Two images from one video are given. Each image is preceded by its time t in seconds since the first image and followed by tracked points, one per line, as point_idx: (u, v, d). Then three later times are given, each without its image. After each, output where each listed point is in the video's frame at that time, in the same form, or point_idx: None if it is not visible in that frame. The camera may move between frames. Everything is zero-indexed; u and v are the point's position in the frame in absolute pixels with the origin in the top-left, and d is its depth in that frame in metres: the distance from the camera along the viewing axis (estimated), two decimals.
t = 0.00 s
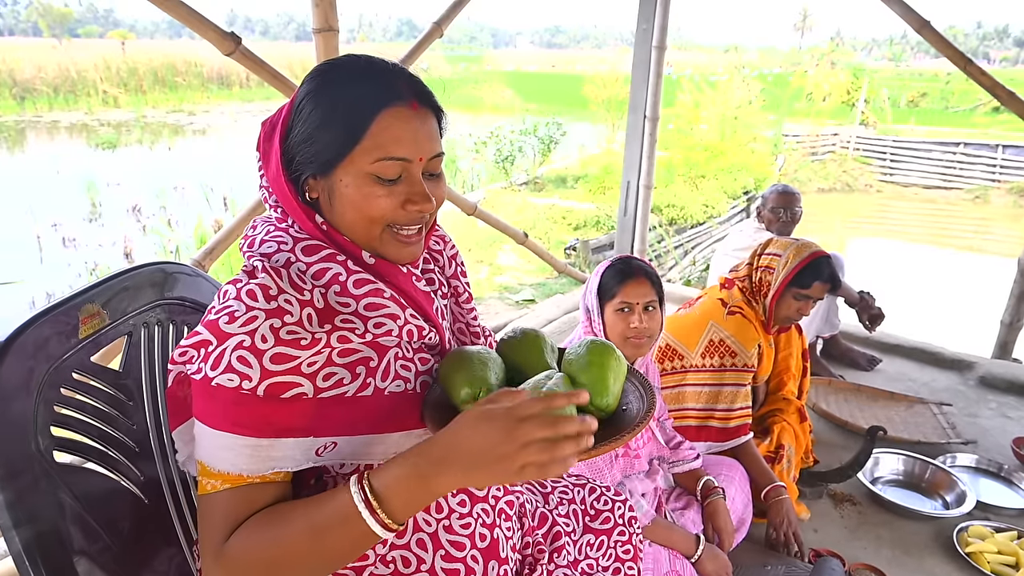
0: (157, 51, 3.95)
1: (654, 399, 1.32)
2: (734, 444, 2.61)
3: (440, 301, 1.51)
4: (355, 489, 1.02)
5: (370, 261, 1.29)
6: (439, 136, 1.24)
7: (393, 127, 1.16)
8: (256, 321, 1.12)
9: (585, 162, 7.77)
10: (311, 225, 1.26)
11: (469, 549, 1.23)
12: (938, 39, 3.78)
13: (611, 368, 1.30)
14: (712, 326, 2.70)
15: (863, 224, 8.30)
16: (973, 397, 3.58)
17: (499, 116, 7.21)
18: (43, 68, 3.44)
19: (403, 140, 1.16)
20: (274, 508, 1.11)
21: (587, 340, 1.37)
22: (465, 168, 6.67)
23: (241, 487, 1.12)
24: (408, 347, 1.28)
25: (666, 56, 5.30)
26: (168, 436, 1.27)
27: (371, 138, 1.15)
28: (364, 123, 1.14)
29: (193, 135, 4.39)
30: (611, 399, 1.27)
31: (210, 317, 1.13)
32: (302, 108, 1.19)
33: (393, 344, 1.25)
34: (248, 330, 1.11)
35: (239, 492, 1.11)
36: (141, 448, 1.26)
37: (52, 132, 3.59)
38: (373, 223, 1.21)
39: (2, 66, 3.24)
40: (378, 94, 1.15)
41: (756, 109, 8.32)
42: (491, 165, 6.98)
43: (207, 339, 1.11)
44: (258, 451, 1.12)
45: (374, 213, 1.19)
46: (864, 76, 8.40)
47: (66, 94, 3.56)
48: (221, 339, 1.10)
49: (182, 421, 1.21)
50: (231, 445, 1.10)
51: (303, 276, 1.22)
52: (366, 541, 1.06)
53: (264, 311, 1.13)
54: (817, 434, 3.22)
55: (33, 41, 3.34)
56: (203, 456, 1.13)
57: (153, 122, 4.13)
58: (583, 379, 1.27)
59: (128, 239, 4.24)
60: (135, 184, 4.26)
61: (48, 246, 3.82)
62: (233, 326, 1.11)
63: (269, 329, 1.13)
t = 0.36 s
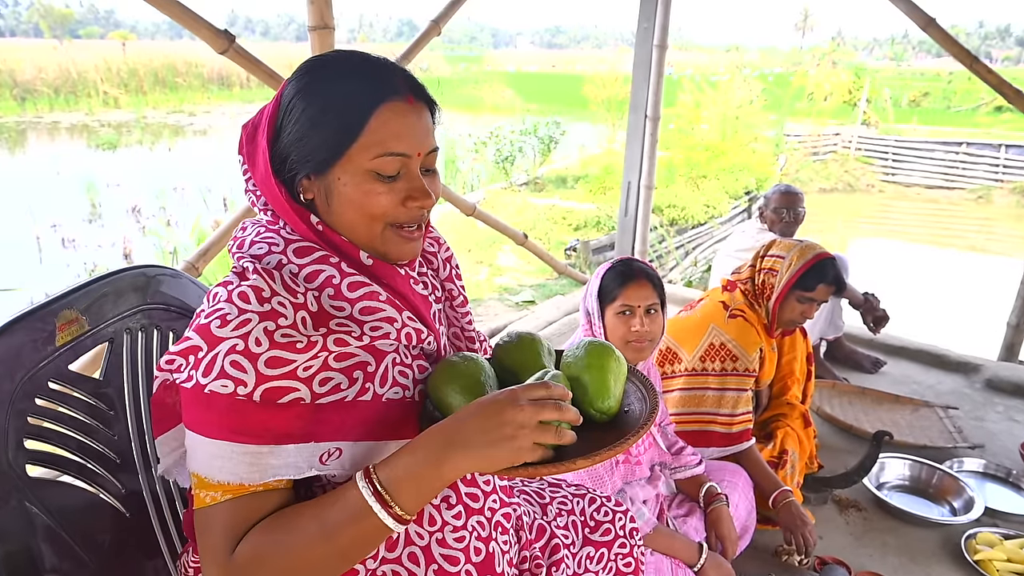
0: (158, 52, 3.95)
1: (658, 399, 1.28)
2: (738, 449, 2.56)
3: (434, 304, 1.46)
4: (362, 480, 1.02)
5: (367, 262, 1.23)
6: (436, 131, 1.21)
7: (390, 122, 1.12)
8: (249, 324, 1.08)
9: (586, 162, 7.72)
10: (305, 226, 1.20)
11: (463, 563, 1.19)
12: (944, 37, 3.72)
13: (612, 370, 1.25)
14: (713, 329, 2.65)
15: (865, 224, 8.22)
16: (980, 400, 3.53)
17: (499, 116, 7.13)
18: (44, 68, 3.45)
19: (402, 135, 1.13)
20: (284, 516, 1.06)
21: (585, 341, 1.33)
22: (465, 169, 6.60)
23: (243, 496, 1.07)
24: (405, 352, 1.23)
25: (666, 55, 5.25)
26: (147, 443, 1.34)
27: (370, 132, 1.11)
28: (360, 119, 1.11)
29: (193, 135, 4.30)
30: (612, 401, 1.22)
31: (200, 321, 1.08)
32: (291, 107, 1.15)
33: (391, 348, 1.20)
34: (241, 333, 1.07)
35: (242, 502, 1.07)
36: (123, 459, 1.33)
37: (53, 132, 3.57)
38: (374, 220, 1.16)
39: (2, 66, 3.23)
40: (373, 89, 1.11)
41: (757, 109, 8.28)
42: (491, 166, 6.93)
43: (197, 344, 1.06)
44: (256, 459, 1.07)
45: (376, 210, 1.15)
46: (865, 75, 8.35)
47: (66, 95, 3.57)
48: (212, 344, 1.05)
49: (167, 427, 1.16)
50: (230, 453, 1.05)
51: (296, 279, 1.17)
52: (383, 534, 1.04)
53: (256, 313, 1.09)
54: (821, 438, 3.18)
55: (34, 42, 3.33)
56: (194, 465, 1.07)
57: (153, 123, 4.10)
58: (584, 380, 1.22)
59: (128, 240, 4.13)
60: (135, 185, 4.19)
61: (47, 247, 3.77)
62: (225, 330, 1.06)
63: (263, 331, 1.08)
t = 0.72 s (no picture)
0: (160, 51, 3.90)
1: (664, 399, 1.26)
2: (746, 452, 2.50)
3: (436, 308, 1.43)
4: (361, 500, 0.99)
5: (364, 264, 1.19)
6: (430, 122, 1.18)
7: (378, 110, 1.10)
8: (244, 329, 1.04)
9: (589, 160, 7.66)
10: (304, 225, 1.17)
11: None
12: (952, 33, 3.67)
13: (618, 365, 1.22)
14: (718, 332, 2.60)
15: (867, 222, 8.09)
16: (989, 402, 3.48)
17: (500, 115, 7.05)
18: (46, 68, 3.41)
19: (391, 124, 1.10)
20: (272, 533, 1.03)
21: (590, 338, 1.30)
22: (467, 168, 6.56)
23: (236, 509, 1.03)
24: (406, 358, 1.22)
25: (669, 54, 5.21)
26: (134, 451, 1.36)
27: (357, 122, 1.09)
28: (346, 108, 1.08)
29: (196, 135, 4.28)
30: (619, 401, 1.18)
31: (193, 325, 1.04)
32: (284, 102, 1.14)
33: (391, 355, 1.19)
34: (236, 340, 1.03)
35: (234, 516, 1.03)
36: (112, 468, 1.35)
37: (56, 132, 3.55)
38: (367, 215, 1.12)
39: (4, 65, 3.21)
40: (360, 77, 1.10)
41: (760, 107, 8.24)
42: (492, 165, 6.90)
43: (189, 351, 1.02)
44: (249, 471, 1.03)
45: (367, 204, 1.11)
46: (868, 74, 8.33)
47: (68, 94, 3.54)
48: (205, 351, 1.01)
49: (157, 432, 1.13)
50: (225, 466, 1.01)
51: (293, 281, 1.14)
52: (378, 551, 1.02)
53: (252, 318, 1.05)
54: (828, 440, 3.13)
55: (37, 41, 3.30)
56: (187, 478, 1.02)
57: (155, 122, 4.08)
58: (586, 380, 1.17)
59: (129, 239, 4.06)
60: (138, 185, 4.14)
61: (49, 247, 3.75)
62: (219, 335, 1.02)
63: (258, 337, 1.04)
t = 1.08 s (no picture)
0: (158, 52, 3.92)
1: (670, 417, 1.30)
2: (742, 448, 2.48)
3: (434, 313, 1.46)
4: (339, 508, 1.01)
5: (358, 270, 1.22)
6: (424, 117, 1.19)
7: (367, 106, 1.11)
8: (232, 339, 1.06)
9: (588, 161, 7.65)
10: (296, 226, 1.19)
11: None
12: (953, 33, 3.65)
13: (622, 385, 1.28)
14: (716, 332, 2.58)
15: (864, 222, 8.05)
16: (992, 403, 3.46)
17: (500, 116, 7.04)
18: (44, 69, 3.39)
19: (379, 118, 1.11)
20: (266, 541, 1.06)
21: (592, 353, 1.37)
22: (466, 169, 6.53)
23: (223, 526, 1.06)
24: (403, 367, 1.22)
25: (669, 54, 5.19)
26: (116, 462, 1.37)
27: (345, 117, 1.10)
28: (336, 104, 1.10)
29: (194, 135, 4.26)
30: (623, 420, 1.24)
31: (179, 336, 1.06)
32: (273, 98, 1.16)
33: (388, 364, 1.20)
34: (223, 351, 1.05)
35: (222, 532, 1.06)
36: (96, 478, 1.37)
37: (53, 133, 3.51)
38: (355, 214, 1.13)
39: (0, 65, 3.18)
40: (347, 70, 1.11)
41: (759, 107, 8.21)
42: (492, 165, 6.87)
43: (176, 362, 1.04)
44: (238, 489, 1.05)
45: (354, 203, 1.11)
46: (867, 74, 8.30)
47: (66, 95, 3.51)
48: (191, 362, 1.03)
49: (145, 443, 1.16)
50: (212, 482, 1.04)
51: (283, 289, 1.16)
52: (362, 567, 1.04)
53: (240, 328, 1.07)
54: (831, 443, 3.12)
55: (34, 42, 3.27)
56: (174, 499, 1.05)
57: (154, 123, 4.03)
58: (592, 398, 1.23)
59: (127, 241, 4.08)
60: (136, 185, 4.10)
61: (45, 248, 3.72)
62: (206, 346, 1.04)
63: (246, 348, 1.07)
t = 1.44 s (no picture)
0: (160, 57, 3.85)
1: (677, 427, 1.27)
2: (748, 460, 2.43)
3: (433, 320, 1.47)
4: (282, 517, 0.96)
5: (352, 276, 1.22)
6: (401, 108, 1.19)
7: (339, 105, 1.12)
8: (221, 346, 1.04)
9: (588, 164, 7.61)
10: (288, 235, 1.20)
11: None
12: (959, 33, 3.60)
13: (627, 396, 1.26)
14: (720, 337, 2.52)
15: (866, 225, 7.93)
16: (1001, 408, 3.41)
17: (499, 119, 7.01)
18: (46, 74, 3.34)
19: (352, 117, 1.12)
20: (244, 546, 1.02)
21: (597, 362, 1.35)
22: (467, 172, 6.47)
23: (209, 538, 1.04)
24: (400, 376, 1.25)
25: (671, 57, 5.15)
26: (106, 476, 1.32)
27: (318, 120, 1.12)
28: (307, 107, 1.12)
29: (196, 140, 4.20)
30: (628, 430, 1.21)
31: (167, 342, 1.04)
32: (250, 114, 1.19)
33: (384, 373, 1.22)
34: (212, 359, 1.03)
35: (208, 544, 1.03)
36: (86, 493, 1.32)
37: (54, 138, 3.47)
38: (342, 220, 1.13)
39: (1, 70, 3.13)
40: (316, 72, 1.13)
41: (759, 109, 8.17)
42: (492, 169, 6.81)
43: (163, 369, 1.02)
44: (223, 501, 1.02)
45: (339, 207, 1.12)
46: (868, 76, 8.26)
47: (68, 100, 3.46)
48: (180, 370, 1.01)
49: (129, 458, 1.11)
50: (198, 493, 1.01)
51: (275, 294, 1.14)
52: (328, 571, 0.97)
53: (229, 334, 1.05)
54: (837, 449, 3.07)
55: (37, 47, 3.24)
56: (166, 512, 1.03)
57: (155, 128, 3.98)
58: (596, 407, 1.23)
59: (127, 245, 4.00)
60: (137, 189, 4.07)
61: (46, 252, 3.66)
62: (195, 354, 1.02)
63: (236, 355, 1.04)
